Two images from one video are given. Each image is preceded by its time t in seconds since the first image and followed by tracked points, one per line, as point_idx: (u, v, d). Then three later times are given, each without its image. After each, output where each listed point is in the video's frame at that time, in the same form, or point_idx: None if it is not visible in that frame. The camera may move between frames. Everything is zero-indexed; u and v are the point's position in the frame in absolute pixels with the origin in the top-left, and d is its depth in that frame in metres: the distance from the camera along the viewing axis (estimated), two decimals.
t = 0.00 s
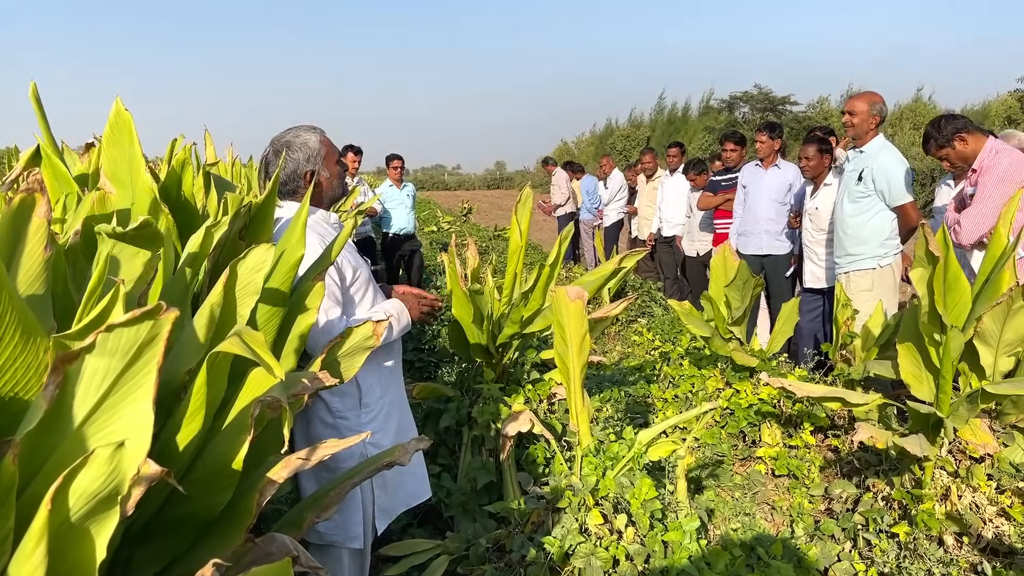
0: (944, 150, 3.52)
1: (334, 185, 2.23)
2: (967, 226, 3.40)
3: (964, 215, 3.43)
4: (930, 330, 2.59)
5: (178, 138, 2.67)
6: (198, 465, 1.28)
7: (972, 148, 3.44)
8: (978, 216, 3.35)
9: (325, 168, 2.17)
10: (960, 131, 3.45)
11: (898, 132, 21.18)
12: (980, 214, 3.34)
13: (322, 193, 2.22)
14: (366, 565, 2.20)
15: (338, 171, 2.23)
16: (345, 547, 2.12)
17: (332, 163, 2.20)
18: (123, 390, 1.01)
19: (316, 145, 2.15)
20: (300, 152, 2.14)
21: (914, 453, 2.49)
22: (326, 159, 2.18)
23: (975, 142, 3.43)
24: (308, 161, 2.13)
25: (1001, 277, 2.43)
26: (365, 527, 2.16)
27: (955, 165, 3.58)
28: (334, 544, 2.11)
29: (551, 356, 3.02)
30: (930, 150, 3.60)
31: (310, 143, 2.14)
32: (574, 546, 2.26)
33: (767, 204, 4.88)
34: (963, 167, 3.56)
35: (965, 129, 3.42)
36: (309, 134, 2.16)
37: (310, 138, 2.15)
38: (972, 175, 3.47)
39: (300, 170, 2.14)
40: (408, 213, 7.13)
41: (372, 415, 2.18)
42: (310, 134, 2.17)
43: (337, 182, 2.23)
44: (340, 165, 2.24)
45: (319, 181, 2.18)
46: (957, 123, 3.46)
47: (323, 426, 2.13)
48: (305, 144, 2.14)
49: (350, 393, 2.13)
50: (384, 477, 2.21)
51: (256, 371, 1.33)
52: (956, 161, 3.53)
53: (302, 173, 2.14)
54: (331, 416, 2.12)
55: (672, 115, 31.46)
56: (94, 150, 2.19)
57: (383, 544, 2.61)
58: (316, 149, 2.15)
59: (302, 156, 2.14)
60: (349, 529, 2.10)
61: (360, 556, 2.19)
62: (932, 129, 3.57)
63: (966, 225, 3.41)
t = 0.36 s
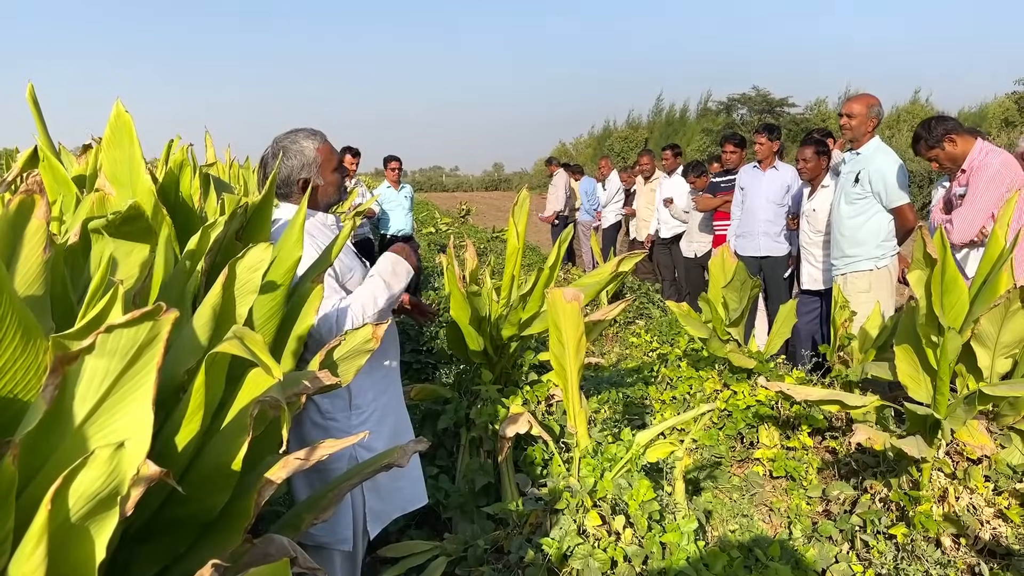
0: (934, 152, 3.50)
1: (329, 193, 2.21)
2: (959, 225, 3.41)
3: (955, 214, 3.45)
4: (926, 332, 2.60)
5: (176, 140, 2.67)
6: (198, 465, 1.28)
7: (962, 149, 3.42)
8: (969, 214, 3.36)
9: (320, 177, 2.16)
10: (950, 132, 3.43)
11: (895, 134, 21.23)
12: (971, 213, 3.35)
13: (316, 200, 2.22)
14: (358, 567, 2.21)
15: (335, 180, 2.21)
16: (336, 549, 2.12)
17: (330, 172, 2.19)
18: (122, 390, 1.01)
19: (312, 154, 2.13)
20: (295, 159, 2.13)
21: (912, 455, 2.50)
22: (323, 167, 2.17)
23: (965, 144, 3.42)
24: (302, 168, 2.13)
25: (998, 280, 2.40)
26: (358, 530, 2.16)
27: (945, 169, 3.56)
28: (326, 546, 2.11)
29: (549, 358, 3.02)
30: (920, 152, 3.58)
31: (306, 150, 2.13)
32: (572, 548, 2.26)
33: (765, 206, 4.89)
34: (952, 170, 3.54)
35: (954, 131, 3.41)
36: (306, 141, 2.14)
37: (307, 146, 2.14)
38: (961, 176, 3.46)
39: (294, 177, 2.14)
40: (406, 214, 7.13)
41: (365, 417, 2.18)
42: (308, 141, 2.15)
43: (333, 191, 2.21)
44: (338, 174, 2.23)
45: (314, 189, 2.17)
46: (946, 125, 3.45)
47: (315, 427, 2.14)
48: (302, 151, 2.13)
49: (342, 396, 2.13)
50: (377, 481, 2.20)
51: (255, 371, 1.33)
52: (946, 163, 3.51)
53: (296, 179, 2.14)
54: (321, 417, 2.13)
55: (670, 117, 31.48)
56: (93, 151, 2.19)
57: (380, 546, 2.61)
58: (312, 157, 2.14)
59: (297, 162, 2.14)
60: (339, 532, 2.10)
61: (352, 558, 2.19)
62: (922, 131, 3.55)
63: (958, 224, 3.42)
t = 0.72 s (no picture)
0: (933, 146, 3.50)
1: (326, 192, 2.21)
2: (953, 220, 3.41)
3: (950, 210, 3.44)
4: (925, 333, 2.60)
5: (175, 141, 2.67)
6: (197, 466, 1.27)
7: (961, 146, 3.42)
8: (964, 210, 3.36)
9: (315, 175, 2.15)
10: (951, 128, 3.42)
11: (893, 135, 21.26)
12: (966, 210, 3.35)
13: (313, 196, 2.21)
14: (356, 567, 2.21)
15: (331, 177, 2.20)
16: (334, 550, 2.11)
17: (326, 169, 2.17)
18: (119, 390, 1.00)
19: (307, 151, 2.12)
20: (290, 157, 2.13)
21: (909, 455, 2.50)
22: (318, 165, 2.15)
23: (964, 141, 3.41)
24: (297, 165, 2.12)
25: (997, 280, 2.42)
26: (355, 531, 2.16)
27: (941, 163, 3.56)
28: (324, 547, 2.11)
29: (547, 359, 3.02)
30: (919, 145, 3.57)
31: (300, 148, 2.12)
32: (570, 549, 2.26)
33: (763, 207, 4.90)
34: (948, 165, 3.54)
35: (956, 127, 3.40)
36: (301, 138, 2.13)
37: (302, 143, 2.13)
38: (959, 173, 3.47)
39: (289, 175, 2.14)
40: (404, 215, 7.13)
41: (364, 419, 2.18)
42: (303, 138, 2.14)
43: (330, 189, 2.20)
44: (334, 171, 2.21)
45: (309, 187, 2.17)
46: (947, 120, 3.43)
47: (314, 429, 2.15)
48: (296, 148, 2.13)
49: (341, 397, 2.14)
50: (375, 482, 2.20)
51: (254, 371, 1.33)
52: (943, 159, 3.51)
53: (292, 177, 2.14)
54: (319, 418, 2.14)
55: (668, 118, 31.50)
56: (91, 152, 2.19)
57: (378, 547, 2.60)
58: (307, 154, 2.13)
59: (292, 160, 2.13)
60: (337, 533, 2.10)
61: (351, 559, 2.19)
62: (922, 124, 3.52)
63: (952, 218, 3.42)
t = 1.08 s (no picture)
0: (937, 141, 3.48)
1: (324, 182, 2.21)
2: (952, 217, 3.40)
3: (949, 207, 3.43)
4: (923, 334, 2.61)
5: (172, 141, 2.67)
6: (191, 465, 1.27)
7: (965, 143, 3.41)
8: (964, 207, 3.35)
9: (310, 167, 2.16)
10: (957, 124, 3.42)
11: (890, 137, 21.29)
12: (967, 208, 3.34)
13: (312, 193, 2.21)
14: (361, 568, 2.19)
15: (325, 167, 2.21)
16: (339, 551, 2.12)
17: (318, 161, 2.19)
18: (116, 390, 1.00)
19: (297, 146, 2.14)
20: (283, 157, 2.14)
21: (908, 456, 2.50)
22: (310, 157, 2.17)
23: (969, 139, 3.41)
24: (292, 163, 2.13)
25: (994, 281, 2.45)
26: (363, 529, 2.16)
27: (941, 160, 3.55)
28: (327, 548, 2.11)
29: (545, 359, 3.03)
30: (922, 139, 3.55)
31: (290, 145, 2.14)
32: (568, 549, 2.26)
33: (762, 207, 4.90)
34: (948, 162, 3.54)
35: (965, 123, 3.40)
36: (288, 137, 2.15)
37: (290, 141, 2.15)
38: (960, 171, 3.47)
39: (286, 174, 2.14)
40: (402, 216, 7.12)
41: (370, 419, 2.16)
42: (289, 137, 2.16)
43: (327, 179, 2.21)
44: (326, 162, 2.23)
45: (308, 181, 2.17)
46: (954, 116, 3.43)
47: (319, 430, 2.15)
48: (286, 148, 2.14)
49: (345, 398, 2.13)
50: (377, 482, 2.17)
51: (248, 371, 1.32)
52: (945, 155, 3.50)
53: (290, 176, 2.14)
54: (324, 419, 2.13)
55: (666, 119, 31.53)
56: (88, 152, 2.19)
57: (376, 547, 2.60)
58: (298, 150, 2.14)
59: (285, 160, 2.14)
60: (341, 534, 2.10)
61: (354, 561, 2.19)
62: (929, 118, 3.51)
63: (951, 216, 3.41)
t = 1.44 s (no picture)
0: (938, 139, 3.46)
1: (327, 182, 2.23)
2: (952, 216, 3.41)
3: (949, 207, 3.44)
4: (920, 334, 2.61)
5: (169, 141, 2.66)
6: (188, 466, 1.27)
7: (965, 143, 3.40)
8: (965, 207, 3.36)
9: (316, 165, 2.17)
10: (958, 124, 3.39)
11: (888, 138, 21.33)
12: (967, 208, 3.35)
13: (315, 190, 2.21)
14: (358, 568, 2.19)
15: (330, 168, 2.23)
16: (336, 552, 2.11)
17: (323, 161, 2.21)
18: (113, 390, 1.00)
19: (305, 143, 2.15)
20: (289, 153, 2.14)
21: (906, 456, 2.50)
22: (317, 156, 2.18)
23: (968, 140, 3.40)
24: (299, 159, 2.14)
25: (993, 281, 2.43)
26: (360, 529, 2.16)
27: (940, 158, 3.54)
28: (325, 548, 2.11)
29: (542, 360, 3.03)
30: (924, 135, 3.52)
31: (298, 141, 2.15)
32: (566, 549, 2.26)
33: (761, 208, 4.90)
34: (947, 161, 3.52)
35: (965, 124, 3.38)
36: (295, 133, 2.16)
37: (298, 137, 2.16)
38: (959, 172, 3.46)
39: (291, 170, 2.14)
40: (400, 216, 7.12)
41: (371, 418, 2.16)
42: (297, 134, 2.17)
43: (330, 179, 2.23)
44: (331, 163, 2.24)
45: (312, 179, 2.18)
46: (956, 116, 3.40)
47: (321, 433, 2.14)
48: (294, 143, 2.14)
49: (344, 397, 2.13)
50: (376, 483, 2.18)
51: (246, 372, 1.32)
52: (944, 154, 3.48)
53: (295, 172, 2.14)
54: (322, 419, 2.13)
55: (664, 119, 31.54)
56: (85, 152, 2.18)
57: (373, 547, 2.60)
58: (306, 147, 2.15)
59: (292, 155, 2.14)
60: (339, 534, 2.10)
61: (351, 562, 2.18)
62: (931, 115, 3.48)
63: (951, 215, 3.42)
